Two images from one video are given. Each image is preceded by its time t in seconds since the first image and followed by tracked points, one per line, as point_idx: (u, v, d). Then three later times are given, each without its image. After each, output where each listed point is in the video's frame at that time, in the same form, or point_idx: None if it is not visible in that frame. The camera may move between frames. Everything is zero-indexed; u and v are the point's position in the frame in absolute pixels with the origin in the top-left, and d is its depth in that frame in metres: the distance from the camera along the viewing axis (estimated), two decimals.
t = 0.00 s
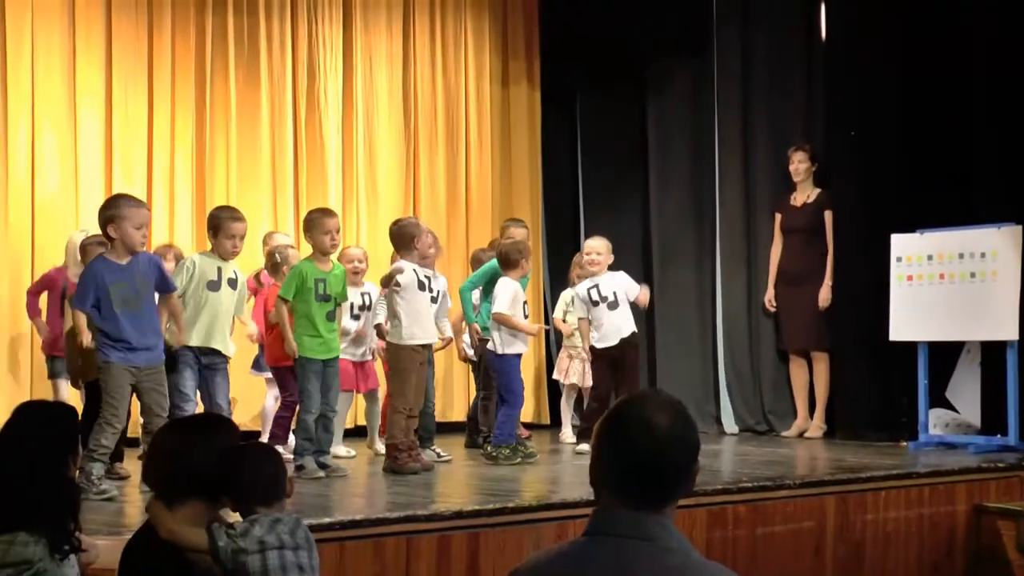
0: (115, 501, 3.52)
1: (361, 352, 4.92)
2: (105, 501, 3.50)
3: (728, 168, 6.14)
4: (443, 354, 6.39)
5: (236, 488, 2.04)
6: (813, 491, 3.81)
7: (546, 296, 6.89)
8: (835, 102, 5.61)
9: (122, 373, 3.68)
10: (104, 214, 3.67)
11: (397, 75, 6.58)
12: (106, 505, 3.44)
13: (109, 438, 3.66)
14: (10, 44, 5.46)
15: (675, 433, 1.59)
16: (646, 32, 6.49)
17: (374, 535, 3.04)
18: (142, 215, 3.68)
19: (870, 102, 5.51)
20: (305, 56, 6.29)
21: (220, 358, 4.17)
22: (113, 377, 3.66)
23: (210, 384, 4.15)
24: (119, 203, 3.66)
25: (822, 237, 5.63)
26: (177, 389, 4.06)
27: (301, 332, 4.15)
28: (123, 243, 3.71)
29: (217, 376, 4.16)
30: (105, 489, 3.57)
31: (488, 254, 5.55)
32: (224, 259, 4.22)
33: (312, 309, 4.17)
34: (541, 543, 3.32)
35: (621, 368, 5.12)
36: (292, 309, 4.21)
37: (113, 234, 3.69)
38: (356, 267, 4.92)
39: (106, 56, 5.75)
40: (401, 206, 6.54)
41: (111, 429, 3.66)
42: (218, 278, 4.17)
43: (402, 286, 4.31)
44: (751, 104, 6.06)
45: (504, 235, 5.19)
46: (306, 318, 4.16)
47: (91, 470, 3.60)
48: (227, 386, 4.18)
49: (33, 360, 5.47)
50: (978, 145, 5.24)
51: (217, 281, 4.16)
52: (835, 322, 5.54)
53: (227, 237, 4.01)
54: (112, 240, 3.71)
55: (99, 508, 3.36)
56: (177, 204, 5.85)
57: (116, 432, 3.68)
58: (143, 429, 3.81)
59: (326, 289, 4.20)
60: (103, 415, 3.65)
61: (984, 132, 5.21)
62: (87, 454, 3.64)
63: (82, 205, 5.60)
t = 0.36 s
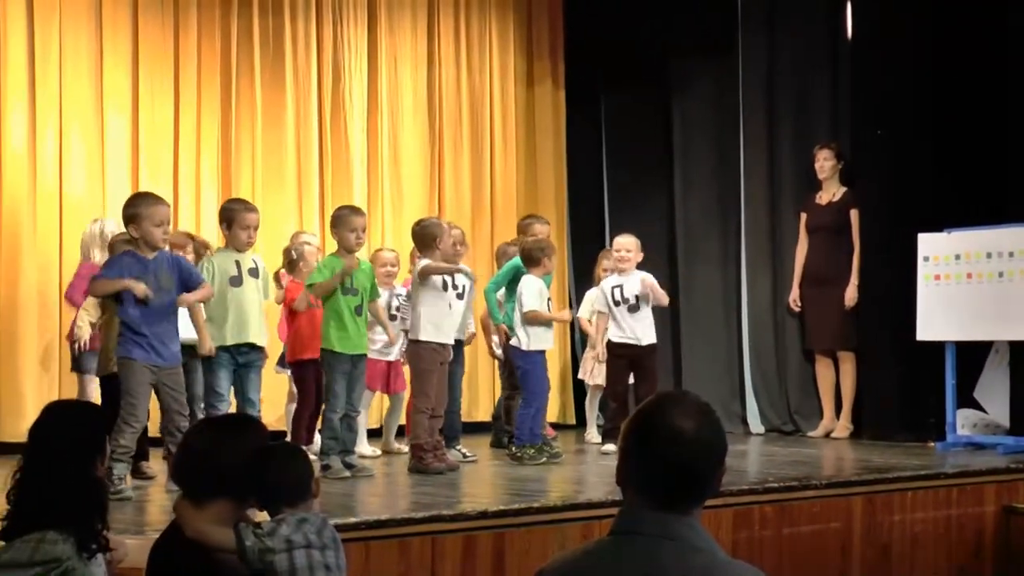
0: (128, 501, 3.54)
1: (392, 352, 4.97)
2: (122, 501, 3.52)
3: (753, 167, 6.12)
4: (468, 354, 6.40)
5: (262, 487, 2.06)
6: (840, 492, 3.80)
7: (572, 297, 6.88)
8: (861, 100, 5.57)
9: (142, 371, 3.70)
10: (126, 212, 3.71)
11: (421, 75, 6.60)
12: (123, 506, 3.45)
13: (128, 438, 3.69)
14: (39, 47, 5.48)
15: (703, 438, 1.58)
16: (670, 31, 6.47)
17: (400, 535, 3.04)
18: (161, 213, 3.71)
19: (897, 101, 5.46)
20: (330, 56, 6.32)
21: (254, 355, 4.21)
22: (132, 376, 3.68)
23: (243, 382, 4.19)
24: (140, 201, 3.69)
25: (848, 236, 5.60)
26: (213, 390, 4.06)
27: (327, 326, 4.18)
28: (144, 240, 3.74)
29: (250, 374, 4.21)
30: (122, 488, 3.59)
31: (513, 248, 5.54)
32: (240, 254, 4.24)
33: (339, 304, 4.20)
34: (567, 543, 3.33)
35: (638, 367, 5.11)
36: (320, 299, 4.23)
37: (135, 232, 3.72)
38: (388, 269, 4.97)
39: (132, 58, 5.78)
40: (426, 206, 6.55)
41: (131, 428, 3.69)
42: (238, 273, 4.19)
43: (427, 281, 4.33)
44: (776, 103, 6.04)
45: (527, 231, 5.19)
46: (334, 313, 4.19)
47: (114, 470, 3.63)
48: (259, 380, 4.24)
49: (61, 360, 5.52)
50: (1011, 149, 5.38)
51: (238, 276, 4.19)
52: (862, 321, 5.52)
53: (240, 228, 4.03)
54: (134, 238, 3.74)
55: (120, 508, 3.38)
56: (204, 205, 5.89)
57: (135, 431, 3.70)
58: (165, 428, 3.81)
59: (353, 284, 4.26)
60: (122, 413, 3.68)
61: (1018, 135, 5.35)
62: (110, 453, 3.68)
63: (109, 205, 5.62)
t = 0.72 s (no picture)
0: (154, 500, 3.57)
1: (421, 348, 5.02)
2: (148, 500, 3.54)
3: (777, 166, 6.11)
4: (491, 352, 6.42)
5: (286, 488, 2.07)
6: (865, 491, 3.79)
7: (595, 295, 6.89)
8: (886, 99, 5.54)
9: (180, 372, 3.75)
10: (149, 214, 3.76)
11: (445, 74, 6.62)
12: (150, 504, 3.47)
13: (153, 437, 3.74)
14: (65, 48, 5.52)
15: (730, 437, 1.58)
16: (695, 30, 6.46)
17: (424, 533, 3.06)
18: (184, 213, 3.74)
19: (922, 99, 5.45)
20: (353, 55, 6.34)
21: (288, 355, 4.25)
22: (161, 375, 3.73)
23: (273, 384, 4.24)
24: (163, 202, 3.74)
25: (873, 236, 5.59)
26: (246, 389, 4.12)
27: (353, 320, 4.19)
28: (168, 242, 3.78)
29: (281, 375, 4.25)
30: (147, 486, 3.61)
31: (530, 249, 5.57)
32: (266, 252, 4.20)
33: (363, 298, 4.22)
34: (589, 543, 3.34)
35: (664, 367, 5.11)
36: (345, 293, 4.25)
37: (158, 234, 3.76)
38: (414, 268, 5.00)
39: (158, 59, 5.82)
40: (450, 206, 6.58)
41: (156, 428, 3.74)
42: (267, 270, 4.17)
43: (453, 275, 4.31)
44: (801, 101, 6.03)
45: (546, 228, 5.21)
46: (359, 307, 4.20)
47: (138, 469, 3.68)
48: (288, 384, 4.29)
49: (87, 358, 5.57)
50: None
51: (267, 274, 4.16)
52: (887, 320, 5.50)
53: (263, 228, 4.05)
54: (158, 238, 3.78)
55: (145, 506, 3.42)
56: (228, 204, 5.93)
57: (161, 432, 3.75)
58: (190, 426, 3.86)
59: (377, 279, 4.27)
60: (150, 415, 3.73)
61: None
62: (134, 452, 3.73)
63: (134, 204, 5.66)
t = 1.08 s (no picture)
0: (173, 498, 3.59)
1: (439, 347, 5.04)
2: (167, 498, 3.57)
3: (795, 164, 6.11)
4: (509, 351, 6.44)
5: (302, 488, 2.09)
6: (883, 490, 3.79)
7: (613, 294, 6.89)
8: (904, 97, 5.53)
9: (202, 368, 3.79)
10: (165, 213, 3.77)
11: (463, 72, 6.63)
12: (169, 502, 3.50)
13: (174, 435, 3.75)
14: (85, 48, 5.56)
15: (750, 437, 1.58)
16: (713, 28, 6.46)
17: (442, 532, 3.07)
18: (200, 212, 3.77)
19: (940, 98, 5.44)
20: (372, 53, 6.36)
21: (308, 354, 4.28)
22: (189, 372, 3.77)
23: (293, 382, 4.26)
24: (178, 202, 3.76)
25: (891, 234, 5.58)
26: (266, 387, 4.14)
27: (367, 318, 4.21)
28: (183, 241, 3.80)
29: (301, 373, 4.27)
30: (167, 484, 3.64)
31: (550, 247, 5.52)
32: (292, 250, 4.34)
33: (378, 296, 4.24)
34: (607, 542, 3.35)
35: (682, 365, 5.12)
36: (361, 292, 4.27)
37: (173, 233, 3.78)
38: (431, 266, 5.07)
39: (177, 60, 5.85)
40: (469, 204, 6.60)
41: (176, 426, 3.75)
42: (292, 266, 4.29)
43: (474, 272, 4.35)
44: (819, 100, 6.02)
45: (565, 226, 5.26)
46: (373, 305, 4.23)
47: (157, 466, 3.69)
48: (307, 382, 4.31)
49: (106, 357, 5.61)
50: None
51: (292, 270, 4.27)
52: (906, 319, 5.49)
53: (283, 228, 4.08)
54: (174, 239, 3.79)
55: (164, 504, 3.44)
56: (247, 204, 5.96)
57: (181, 430, 3.76)
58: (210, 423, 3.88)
59: (394, 278, 4.31)
60: (171, 413, 3.74)
61: None
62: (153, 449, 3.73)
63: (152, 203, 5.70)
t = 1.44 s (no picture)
0: (175, 494, 3.60)
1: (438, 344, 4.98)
2: (169, 494, 3.57)
3: (798, 160, 6.11)
4: (512, 346, 6.44)
5: (305, 483, 2.09)
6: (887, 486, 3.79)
7: (616, 289, 6.89)
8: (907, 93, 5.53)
9: (201, 361, 3.80)
10: (164, 209, 3.82)
11: (466, 67, 6.63)
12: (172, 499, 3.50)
13: (175, 431, 3.74)
14: (87, 45, 5.56)
15: (759, 438, 1.58)
16: (716, 24, 6.46)
17: (445, 528, 3.08)
18: (200, 208, 3.81)
19: (943, 93, 5.43)
20: (374, 48, 6.36)
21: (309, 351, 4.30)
22: (191, 368, 3.77)
23: (295, 378, 4.31)
24: (178, 197, 3.80)
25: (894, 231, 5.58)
26: (269, 383, 4.12)
27: (369, 315, 4.22)
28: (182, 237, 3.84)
29: (302, 369, 4.31)
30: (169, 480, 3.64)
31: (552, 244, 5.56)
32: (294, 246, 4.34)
33: (380, 292, 4.25)
34: (612, 536, 3.34)
35: (685, 362, 5.11)
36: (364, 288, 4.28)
37: (173, 229, 3.82)
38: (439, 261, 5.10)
39: (180, 56, 5.85)
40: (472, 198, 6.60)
41: (178, 423, 3.74)
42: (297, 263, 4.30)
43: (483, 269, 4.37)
44: (822, 95, 6.02)
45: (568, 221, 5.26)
46: (374, 301, 4.24)
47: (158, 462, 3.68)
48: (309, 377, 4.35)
49: (108, 354, 5.62)
50: None
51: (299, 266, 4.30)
52: (909, 315, 5.49)
53: (286, 224, 4.08)
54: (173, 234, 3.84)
55: (166, 500, 3.45)
56: (249, 200, 5.96)
57: (183, 427, 3.76)
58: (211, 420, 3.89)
59: (397, 275, 4.31)
60: (172, 410, 3.74)
61: None
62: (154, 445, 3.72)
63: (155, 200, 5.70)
